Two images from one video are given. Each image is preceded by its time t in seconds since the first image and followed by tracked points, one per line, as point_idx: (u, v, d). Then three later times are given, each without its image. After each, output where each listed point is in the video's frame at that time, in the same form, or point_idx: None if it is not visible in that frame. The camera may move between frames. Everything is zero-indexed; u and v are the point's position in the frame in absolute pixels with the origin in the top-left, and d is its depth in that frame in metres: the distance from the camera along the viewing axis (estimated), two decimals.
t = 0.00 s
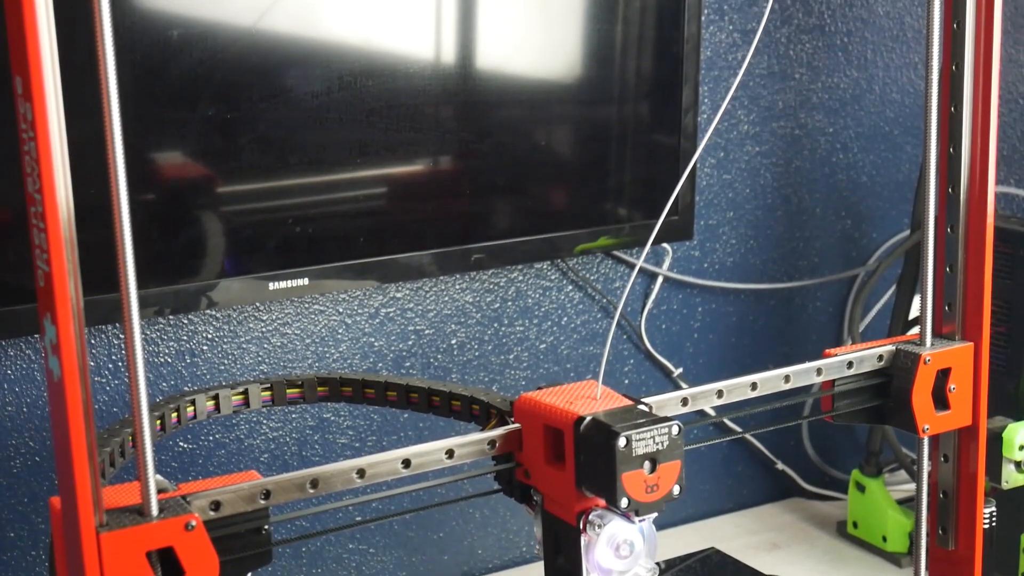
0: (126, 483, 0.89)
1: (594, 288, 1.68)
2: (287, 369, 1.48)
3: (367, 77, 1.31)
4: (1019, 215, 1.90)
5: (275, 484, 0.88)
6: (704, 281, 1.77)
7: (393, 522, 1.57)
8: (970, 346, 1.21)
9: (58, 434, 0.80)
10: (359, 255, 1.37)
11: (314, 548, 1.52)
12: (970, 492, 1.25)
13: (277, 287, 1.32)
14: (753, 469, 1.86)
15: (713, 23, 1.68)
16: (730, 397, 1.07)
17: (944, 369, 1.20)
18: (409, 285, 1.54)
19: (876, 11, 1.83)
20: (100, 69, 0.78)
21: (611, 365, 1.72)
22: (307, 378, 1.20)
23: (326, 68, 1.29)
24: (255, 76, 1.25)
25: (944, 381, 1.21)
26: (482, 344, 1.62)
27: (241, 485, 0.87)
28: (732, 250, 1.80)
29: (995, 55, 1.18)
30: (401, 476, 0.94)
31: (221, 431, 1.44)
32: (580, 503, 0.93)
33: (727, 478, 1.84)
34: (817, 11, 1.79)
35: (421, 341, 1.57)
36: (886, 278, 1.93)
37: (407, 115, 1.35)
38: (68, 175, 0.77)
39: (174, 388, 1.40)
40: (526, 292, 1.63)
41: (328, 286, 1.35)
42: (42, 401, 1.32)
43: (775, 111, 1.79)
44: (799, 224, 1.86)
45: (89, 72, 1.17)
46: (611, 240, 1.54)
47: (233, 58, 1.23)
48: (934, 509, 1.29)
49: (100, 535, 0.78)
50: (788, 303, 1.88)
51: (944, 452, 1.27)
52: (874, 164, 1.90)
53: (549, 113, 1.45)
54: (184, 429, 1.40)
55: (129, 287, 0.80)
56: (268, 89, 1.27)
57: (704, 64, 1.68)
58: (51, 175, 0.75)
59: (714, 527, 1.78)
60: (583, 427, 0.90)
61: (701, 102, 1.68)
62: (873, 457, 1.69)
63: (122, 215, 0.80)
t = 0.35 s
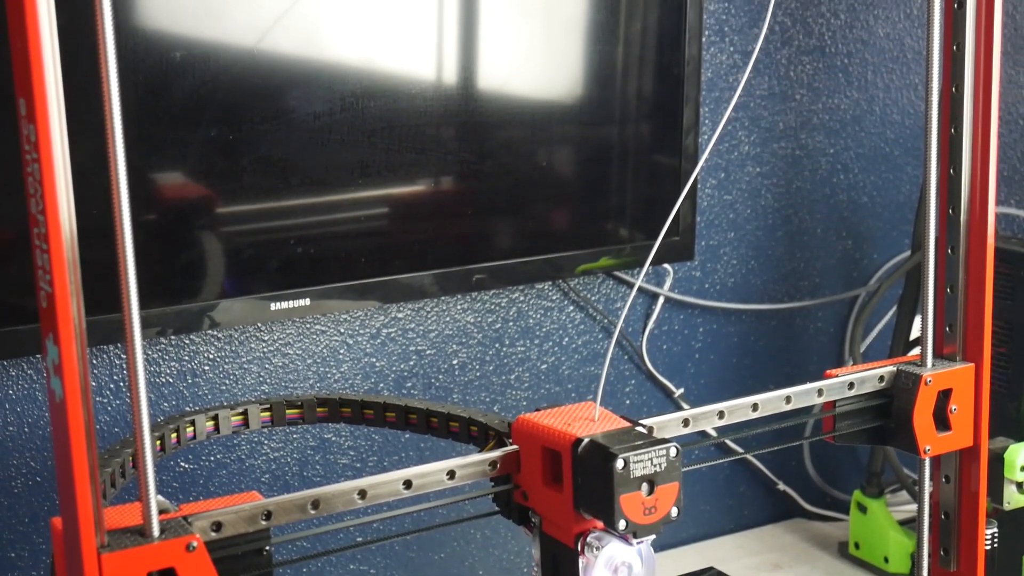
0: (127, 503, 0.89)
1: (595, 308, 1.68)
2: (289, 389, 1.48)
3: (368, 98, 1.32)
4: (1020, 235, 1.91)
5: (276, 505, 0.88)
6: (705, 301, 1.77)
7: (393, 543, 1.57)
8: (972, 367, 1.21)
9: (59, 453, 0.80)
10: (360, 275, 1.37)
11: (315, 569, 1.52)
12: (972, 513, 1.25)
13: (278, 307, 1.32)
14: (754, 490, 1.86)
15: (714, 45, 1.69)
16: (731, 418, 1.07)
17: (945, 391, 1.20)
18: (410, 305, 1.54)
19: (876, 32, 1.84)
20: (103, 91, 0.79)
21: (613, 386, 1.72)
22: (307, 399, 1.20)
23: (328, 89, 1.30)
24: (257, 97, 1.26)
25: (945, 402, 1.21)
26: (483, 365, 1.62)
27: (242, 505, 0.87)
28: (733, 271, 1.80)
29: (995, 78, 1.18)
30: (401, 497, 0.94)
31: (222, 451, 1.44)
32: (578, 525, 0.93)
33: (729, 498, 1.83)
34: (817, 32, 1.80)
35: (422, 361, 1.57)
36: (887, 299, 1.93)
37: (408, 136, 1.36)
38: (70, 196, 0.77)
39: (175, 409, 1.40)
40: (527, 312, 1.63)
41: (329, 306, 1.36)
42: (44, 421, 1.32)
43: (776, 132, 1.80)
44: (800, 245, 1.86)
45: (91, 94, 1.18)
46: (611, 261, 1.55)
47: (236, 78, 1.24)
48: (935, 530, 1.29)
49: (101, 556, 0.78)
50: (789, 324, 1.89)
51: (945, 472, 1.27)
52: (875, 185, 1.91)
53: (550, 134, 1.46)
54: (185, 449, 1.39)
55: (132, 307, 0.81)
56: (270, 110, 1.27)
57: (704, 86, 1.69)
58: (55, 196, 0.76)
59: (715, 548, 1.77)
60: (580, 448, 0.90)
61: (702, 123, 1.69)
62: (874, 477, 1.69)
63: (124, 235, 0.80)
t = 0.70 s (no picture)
0: (127, 527, 0.89)
1: (596, 332, 1.68)
2: (289, 413, 1.48)
3: (369, 123, 1.33)
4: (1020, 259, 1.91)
5: (276, 529, 0.87)
6: (704, 325, 1.77)
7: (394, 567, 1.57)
8: (971, 391, 1.21)
9: (59, 478, 0.80)
10: (361, 298, 1.38)
11: None
12: (973, 537, 1.25)
13: (279, 330, 1.32)
14: (755, 514, 1.86)
15: (713, 70, 1.70)
16: (731, 442, 1.07)
17: (944, 415, 1.20)
18: (410, 328, 1.55)
19: (875, 57, 1.86)
20: (105, 117, 0.80)
21: (613, 410, 1.72)
22: (311, 423, 1.20)
23: (329, 113, 1.30)
24: (258, 121, 1.27)
25: (945, 426, 1.21)
26: (483, 388, 1.62)
27: (242, 530, 0.87)
28: (733, 295, 1.81)
29: (993, 103, 1.18)
30: (401, 521, 0.94)
31: (222, 475, 1.43)
32: (585, 548, 0.93)
33: (729, 522, 1.83)
34: (817, 57, 1.81)
35: (422, 385, 1.57)
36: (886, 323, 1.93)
37: (409, 160, 1.36)
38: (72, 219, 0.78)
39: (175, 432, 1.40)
40: (527, 336, 1.64)
41: (330, 330, 1.36)
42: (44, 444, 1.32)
43: (775, 156, 1.80)
44: (800, 269, 1.87)
45: (94, 118, 1.19)
46: (612, 284, 1.55)
47: (237, 102, 1.25)
48: (936, 554, 1.29)
49: None
50: (789, 348, 1.89)
51: (946, 496, 1.27)
52: (874, 209, 1.91)
53: (550, 158, 1.47)
54: (185, 473, 1.39)
55: (132, 331, 0.81)
56: (271, 134, 1.28)
57: (704, 110, 1.70)
58: (57, 220, 0.76)
59: (716, 572, 1.77)
60: (587, 472, 0.90)
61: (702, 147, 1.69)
62: (874, 501, 1.68)
63: (125, 259, 0.81)
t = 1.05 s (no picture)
0: (128, 552, 0.89)
1: (597, 357, 1.69)
2: (290, 438, 1.48)
3: (371, 148, 1.34)
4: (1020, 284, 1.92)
5: (276, 555, 0.88)
6: (705, 350, 1.77)
7: None
8: (972, 418, 1.21)
9: (60, 502, 0.81)
10: (362, 323, 1.38)
11: None
12: (975, 562, 1.24)
13: (280, 355, 1.33)
14: (756, 540, 1.85)
15: (714, 95, 1.71)
16: (732, 468, 1.07)
17: (945, 441, 1.20)
18: (412, 353, 1.55)
19: (875, 83, 1.87)
20: (109, 144, 0.80)
21: (614, 435, 1.71)
22: (310, 447, 1.20)
23: (331, 138, 1.31)
24: (260, 146, 1.27)
25: (946, 451, 1.21)
26: (484, 413, 1.62)
27: (243, 556, 0.87)
28: (734, 320, 1.81)
29: (993, 130, 1.19)
30: (402, 547, 0.93)
31: (222, 499, 1.43)
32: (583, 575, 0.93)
33: (730, 548, 1.82)
34: (817, 83, 1.82)
35: (423, 410, 1.57)
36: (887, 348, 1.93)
37: (411, 185, 1.37)
38: (74, 246, 0.78)
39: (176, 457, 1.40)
40: (528, 361, 1.64)
41: (331, 355, 1.36)
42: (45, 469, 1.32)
43: (776, 182, 1.81)
44: (801, 294, 1.87)
45: (97, 144, 1.19)
46: (613, 309, 1.55)
47: (239, 128, 1.26)
48: None
49: None
50: (789, 373, 1.89)
51: (948, 522, 1.26)
52: (875, 235, 1.92)
53: (551, 182, 1.47)
54: (185, 498, 1.39)
55: (135, 356, 0.82)
56: (274, 159, 1.28)
57: (704, 136, 1.70)
58: (60, 247, 0.77)
59: None
60: (584, 498, 0.90)
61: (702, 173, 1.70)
62: (876, 527, 1.67)
63: (127, 285, 0.81)
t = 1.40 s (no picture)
0: None
1: (598, 385, 1.69)
2: (290, 465, 1.48)
3: (373, 176, 1.34)
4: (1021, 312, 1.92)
5: None
6: (706, 378, 1.77)
7: None
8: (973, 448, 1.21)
9: (61, 531, 0.81)
10: (363, 351, 1.38)
11: None
12: None
13: (281, 383, 1.33)
14: (758, 568, 1.84)
15: (714, 124, 1.72)
16: (733, 496, 1.07)
17: (946, 469, 1.20)
18: (413, 381, 1.55)
19: (875, 112, 1.88)
20: (112, 173, 0.81)
21: (616, 463, 1.71)
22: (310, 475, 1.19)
23: (333, 166, 1.32)
24: (263, 174, 1.28)
25: (947, 480, 1.21)
26: (485, 441, 1.62)
27: None
28: (735, 347, 1.81)
29: (993, 159, 1.19)
30: None
31: (223, 527, 1.43)
32: None
33: None
34: (817, 111, 1.84)
35: (425, 437, 1.57)
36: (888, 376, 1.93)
37: (412, 213, 1.38)
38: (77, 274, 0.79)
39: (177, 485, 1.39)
40: (529, 388, 1.64)
41: (332, 382, 1.36)
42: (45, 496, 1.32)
43: (776, 210, 1.82)
44: (802, 322, 1.88)
45: (100, 172, 1.20)
46: (613, 336, 1.56)
47: (242, 156, 1.26)
48: None
49: None
50: (791, 400, 1.89)
51: (948, 550, 1.25)
52: (875, 262, 1.92)
53: (552, 210, 1.48)
54: (185, 525, 1.39)
55: (136, 385, 0.82)
56: (276, 187, 1.29)
57: (705, 164, 1.71)
58: (63, 276, 0.77)
59: None
60: (584, 527, 0.90)
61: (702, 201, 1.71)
62: (878, 555, 1.68)
63: (129, 313, 0.81)
